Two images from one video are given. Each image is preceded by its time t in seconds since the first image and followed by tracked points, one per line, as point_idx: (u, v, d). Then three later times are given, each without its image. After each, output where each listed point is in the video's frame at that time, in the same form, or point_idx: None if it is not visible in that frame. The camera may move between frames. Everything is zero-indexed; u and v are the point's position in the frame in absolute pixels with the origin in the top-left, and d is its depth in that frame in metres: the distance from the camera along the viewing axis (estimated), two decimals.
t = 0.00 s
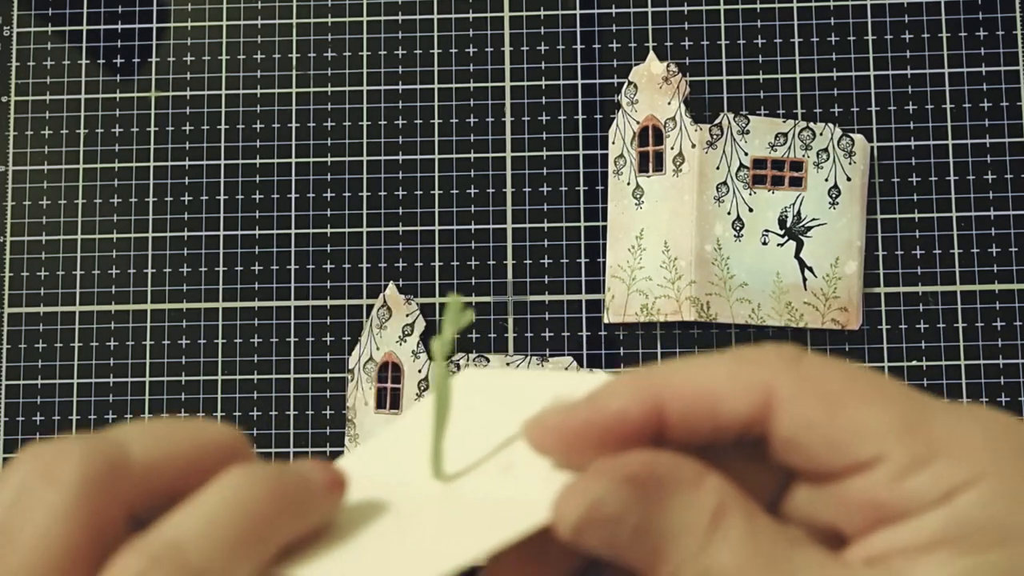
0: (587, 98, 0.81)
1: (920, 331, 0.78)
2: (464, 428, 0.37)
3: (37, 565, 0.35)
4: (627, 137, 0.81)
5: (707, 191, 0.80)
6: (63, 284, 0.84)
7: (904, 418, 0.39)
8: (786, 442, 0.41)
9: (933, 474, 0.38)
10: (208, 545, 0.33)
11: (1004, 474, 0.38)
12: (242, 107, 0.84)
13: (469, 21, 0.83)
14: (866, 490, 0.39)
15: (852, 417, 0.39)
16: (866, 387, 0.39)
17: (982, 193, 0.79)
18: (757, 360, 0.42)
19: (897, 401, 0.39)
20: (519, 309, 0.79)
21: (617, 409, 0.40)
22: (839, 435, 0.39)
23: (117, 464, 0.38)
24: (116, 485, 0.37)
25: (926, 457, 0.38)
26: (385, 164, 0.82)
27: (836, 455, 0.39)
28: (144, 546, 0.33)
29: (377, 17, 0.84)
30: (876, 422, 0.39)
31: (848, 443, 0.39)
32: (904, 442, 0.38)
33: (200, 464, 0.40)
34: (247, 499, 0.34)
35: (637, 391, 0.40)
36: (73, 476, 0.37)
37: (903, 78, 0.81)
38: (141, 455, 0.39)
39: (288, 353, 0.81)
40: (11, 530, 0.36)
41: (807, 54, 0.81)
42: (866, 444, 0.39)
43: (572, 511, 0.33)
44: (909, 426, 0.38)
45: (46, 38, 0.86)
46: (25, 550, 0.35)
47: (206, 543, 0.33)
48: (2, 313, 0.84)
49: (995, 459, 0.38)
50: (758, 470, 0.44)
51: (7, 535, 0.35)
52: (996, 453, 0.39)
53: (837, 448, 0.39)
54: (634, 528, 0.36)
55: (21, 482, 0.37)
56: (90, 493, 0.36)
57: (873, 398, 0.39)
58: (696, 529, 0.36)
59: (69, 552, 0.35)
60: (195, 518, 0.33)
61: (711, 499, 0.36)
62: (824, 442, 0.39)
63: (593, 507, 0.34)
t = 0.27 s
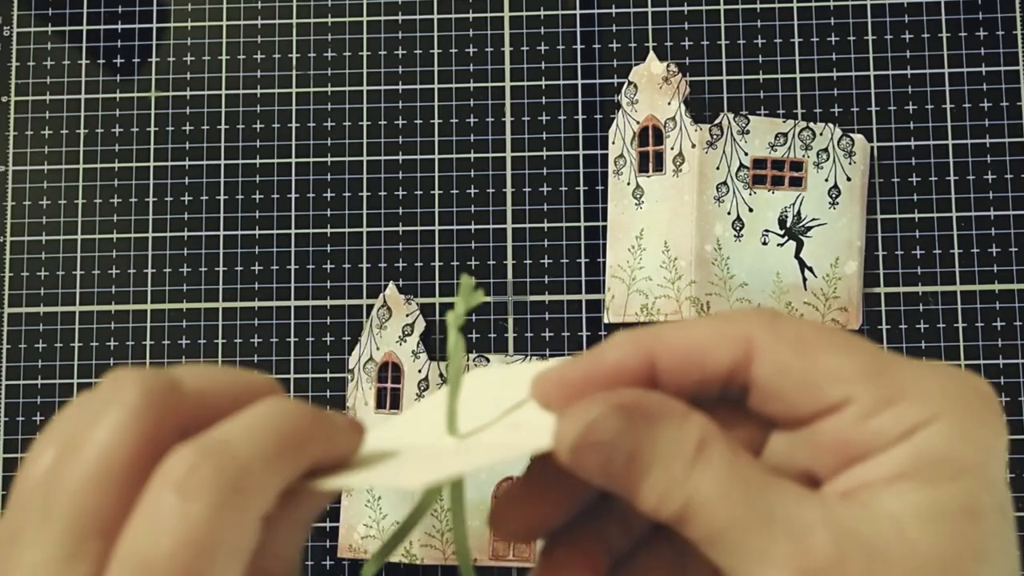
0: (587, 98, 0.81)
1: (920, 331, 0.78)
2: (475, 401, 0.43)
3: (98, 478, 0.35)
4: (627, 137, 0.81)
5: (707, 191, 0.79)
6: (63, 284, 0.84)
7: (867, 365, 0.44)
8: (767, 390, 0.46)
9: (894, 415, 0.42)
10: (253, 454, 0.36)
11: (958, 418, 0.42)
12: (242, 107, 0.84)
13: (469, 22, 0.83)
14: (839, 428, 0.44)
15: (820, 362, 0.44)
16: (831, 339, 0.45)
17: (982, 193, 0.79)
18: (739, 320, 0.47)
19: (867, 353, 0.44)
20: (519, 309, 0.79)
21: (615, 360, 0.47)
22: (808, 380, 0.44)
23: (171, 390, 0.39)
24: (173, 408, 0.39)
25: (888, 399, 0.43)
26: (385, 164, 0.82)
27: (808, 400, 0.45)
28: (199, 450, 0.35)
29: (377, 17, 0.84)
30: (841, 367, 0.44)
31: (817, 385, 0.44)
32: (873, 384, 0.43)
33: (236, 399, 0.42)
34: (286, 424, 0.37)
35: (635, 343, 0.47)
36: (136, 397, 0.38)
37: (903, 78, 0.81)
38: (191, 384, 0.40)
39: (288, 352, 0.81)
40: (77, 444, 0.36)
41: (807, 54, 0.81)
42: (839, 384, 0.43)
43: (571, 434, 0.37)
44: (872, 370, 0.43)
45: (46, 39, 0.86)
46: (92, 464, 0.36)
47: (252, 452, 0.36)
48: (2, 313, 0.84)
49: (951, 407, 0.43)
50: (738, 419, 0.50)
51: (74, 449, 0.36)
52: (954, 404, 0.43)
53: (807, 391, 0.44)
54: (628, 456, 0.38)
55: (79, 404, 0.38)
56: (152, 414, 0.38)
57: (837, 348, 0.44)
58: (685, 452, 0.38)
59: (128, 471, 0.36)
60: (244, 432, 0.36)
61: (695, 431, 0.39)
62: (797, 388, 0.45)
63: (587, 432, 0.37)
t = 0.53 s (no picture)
0: (587, 98, 0.81)
1: (920, 331, 0.78)
2: (473, 392, 0.44)
3: (120, 461, 0.36)
4: (627, 137, 0.81)
5: (707, 191, 0.80)
6: (63, 284, 0.84)
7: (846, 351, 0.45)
8: (750, 378, 0.47)
9: (872, 399, 0.44)
10: (268, 431, 0.36)
11: (937, 403, 0.43)
12: (242, 107, 0.84)
13: (469, 22, 0.83)
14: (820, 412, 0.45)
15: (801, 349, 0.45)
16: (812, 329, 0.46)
17: (981, 193, 0.79)
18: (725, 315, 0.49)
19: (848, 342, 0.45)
20: (519, 309, 0.80)
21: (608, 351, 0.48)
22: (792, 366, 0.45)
23: (189, 378, 0.40)
24: (191, 396, 0.40)
25: (866, 383, 0.44)
26: (385, 164, 0.82)
27: (791, 385, 0.46)
28: (215, 427, 0.36)
29: (377, 17, 0.84)
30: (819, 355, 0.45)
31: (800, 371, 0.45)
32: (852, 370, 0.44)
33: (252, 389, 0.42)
34: (299, 407, 0.38)
35: (625, 334, 0.48)
36: (155, 384, 0.38)
37: (903, 78, 0.81)
38: (208, 375, 0.41)
39: (288, 352, 0.81)
40: (99, 432, 0.37)
41: (807, 54, 0.81)
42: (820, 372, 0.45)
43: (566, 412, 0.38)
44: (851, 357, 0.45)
45: (46, 39, 0.86)
46: (113, 448, 0.36)
47: (267, 428, 0.36)
48: (2, 313, 0.84)
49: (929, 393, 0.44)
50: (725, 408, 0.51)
51: (96, 436, 0.37)
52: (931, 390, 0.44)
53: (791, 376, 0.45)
54: (620, 435, 0.39)
55: (100, 397, 0.39)
56: (171, 400, 0.38)
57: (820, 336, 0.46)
58: (674, 431, 0.39)
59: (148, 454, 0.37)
60: (258, 412, 0.37)
61: (684, 412, 0.39)
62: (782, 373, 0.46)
63: (582, 407, 0.39)
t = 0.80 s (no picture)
0: (587, 98, 0.81)
1: (920, 331, 0.78)
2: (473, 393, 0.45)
3: (122, 458, 0.36)
4: (627, 137, 0.81)
5: (707, 191, 0.80)
6: (63, 284, 0.84)
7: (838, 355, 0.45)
8: (745, 379, 0.47)
9: (865, 400, 0.43)
10: (270, 428, 0.36)
11: (929, 404, 0.43)
12: (242, 107, 0.84)
13: (469, 21, 0.83)
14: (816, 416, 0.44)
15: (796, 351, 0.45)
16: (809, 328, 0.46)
17: (982, 193, 0.79)
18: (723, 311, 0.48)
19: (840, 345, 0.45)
20: (519, 309, 0.80)
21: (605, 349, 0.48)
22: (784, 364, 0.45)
23: (191, 376, 0.40)
24: (193, 393, 0.39)
25: (861, 384, 0.44)
26: (385, 164, 0.82)
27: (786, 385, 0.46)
28: (217, 424, 0.35)
29: (377, 17, 0.84)
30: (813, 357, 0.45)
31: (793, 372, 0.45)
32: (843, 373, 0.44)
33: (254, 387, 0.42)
34: (300, 405, 0.38)
35: (624, 335, 0.48)
36: (155, 382, 0.38)
37: (903, 78, 0.81)
38: (210, 373, 0.41)
39: (288, 352, 0.81)
40: (101, 429, 0.37)
41: (807, 54, 0.81)
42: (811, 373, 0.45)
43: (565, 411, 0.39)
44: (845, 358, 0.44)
45: (46, 39, 0.86)
46: (116, 446, 0.36)
47: (269, 426, 0.36)
48: (2, 313, 0.84)
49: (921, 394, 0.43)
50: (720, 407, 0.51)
51: (98, 434, 0.37)
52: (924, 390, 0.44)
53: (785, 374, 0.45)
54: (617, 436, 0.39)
55: (101, 398, 0.39)
56: (174, 398, 0.38)
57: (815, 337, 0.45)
58: (673, 431, 0.39)
59: (151, 452, 0.37)
60: (260, 409, 0.37)
61: (682, 413, 0.39)
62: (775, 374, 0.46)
63: (580, 407, 0.39)
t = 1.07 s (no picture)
0: (587, 98, 0.81)
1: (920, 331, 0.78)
2: (462, 368, 0.41)
3: (105, 451, 0.36)
4: (627, 137, 0.81)
5: (706, 192, 0.80)
6: (63, 284, 0.84)
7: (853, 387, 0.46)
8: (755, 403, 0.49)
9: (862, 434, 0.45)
10: (250, 421, 0.36)
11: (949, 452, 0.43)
12: (242, 107, 0.84)
13: (469, 21, 0.83)
14: (857, 398, 0.47)
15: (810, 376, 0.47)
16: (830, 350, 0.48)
17: (982, 193, 0.79)
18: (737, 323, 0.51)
19: (904, 322, 0.46)
20: (519, 309, 0.80)
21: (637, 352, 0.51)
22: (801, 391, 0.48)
23: (173, 370, 0.40)
24: (176, 387, 0.39)
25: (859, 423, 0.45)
26: (385, 164, 0.82)
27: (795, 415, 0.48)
28: (197, 418, 0.35)
29: (377, 17, 0.84)
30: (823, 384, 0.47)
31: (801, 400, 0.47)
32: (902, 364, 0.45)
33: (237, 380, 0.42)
34: (280, 399, 0.38)
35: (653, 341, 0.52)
36: (137, 376, 0.38)
37: (903, 78, 0.81)
38: (191, 366, 0.41)
39: (288, 352, 0.81)
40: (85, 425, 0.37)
41: (807, 54, 0.81)
42: (876, 355, 0.46)
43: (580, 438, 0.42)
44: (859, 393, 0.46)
45: (46, 39, 0.86)
46: (98, 439, 0.36)
47: (249, 419, 0.36)
48: (2, 313, 0.84)
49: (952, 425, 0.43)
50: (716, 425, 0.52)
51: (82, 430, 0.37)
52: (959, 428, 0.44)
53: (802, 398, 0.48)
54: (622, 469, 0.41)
55: (85, 391, 0.39)
56: (156, 391, 0.38)
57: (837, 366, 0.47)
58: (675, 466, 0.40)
59: (133, 445, 0.36)
60: (241, 404, 0.37)
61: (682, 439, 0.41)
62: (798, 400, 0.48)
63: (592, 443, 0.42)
